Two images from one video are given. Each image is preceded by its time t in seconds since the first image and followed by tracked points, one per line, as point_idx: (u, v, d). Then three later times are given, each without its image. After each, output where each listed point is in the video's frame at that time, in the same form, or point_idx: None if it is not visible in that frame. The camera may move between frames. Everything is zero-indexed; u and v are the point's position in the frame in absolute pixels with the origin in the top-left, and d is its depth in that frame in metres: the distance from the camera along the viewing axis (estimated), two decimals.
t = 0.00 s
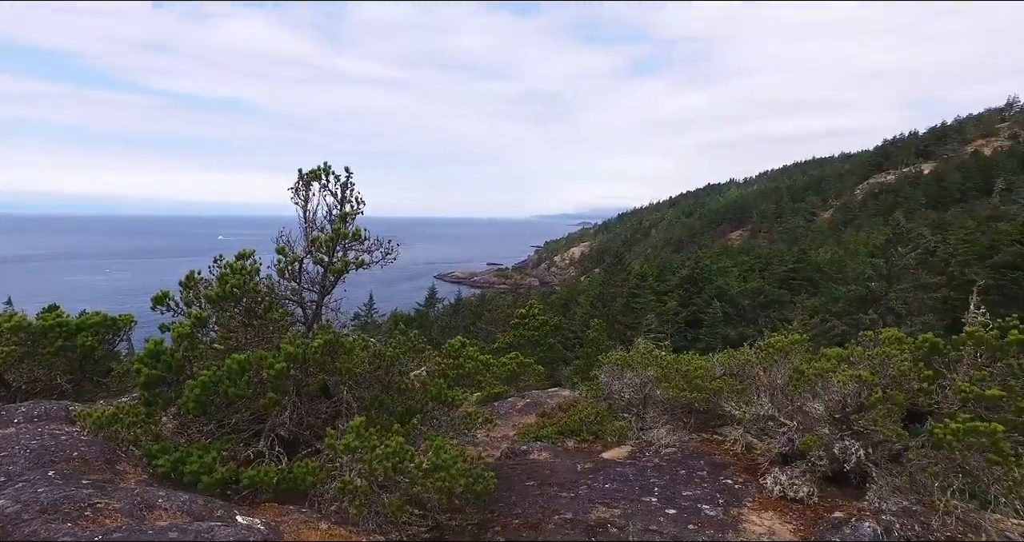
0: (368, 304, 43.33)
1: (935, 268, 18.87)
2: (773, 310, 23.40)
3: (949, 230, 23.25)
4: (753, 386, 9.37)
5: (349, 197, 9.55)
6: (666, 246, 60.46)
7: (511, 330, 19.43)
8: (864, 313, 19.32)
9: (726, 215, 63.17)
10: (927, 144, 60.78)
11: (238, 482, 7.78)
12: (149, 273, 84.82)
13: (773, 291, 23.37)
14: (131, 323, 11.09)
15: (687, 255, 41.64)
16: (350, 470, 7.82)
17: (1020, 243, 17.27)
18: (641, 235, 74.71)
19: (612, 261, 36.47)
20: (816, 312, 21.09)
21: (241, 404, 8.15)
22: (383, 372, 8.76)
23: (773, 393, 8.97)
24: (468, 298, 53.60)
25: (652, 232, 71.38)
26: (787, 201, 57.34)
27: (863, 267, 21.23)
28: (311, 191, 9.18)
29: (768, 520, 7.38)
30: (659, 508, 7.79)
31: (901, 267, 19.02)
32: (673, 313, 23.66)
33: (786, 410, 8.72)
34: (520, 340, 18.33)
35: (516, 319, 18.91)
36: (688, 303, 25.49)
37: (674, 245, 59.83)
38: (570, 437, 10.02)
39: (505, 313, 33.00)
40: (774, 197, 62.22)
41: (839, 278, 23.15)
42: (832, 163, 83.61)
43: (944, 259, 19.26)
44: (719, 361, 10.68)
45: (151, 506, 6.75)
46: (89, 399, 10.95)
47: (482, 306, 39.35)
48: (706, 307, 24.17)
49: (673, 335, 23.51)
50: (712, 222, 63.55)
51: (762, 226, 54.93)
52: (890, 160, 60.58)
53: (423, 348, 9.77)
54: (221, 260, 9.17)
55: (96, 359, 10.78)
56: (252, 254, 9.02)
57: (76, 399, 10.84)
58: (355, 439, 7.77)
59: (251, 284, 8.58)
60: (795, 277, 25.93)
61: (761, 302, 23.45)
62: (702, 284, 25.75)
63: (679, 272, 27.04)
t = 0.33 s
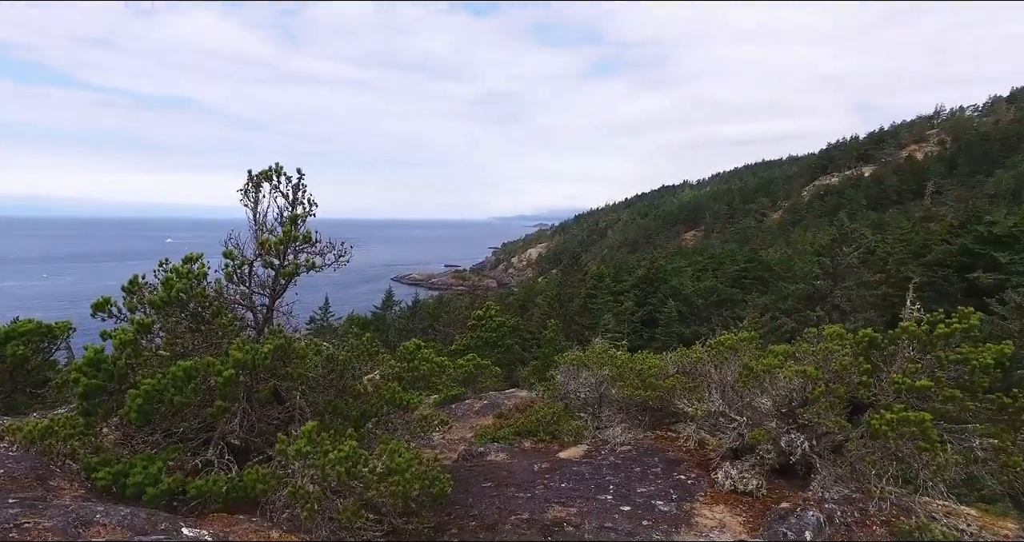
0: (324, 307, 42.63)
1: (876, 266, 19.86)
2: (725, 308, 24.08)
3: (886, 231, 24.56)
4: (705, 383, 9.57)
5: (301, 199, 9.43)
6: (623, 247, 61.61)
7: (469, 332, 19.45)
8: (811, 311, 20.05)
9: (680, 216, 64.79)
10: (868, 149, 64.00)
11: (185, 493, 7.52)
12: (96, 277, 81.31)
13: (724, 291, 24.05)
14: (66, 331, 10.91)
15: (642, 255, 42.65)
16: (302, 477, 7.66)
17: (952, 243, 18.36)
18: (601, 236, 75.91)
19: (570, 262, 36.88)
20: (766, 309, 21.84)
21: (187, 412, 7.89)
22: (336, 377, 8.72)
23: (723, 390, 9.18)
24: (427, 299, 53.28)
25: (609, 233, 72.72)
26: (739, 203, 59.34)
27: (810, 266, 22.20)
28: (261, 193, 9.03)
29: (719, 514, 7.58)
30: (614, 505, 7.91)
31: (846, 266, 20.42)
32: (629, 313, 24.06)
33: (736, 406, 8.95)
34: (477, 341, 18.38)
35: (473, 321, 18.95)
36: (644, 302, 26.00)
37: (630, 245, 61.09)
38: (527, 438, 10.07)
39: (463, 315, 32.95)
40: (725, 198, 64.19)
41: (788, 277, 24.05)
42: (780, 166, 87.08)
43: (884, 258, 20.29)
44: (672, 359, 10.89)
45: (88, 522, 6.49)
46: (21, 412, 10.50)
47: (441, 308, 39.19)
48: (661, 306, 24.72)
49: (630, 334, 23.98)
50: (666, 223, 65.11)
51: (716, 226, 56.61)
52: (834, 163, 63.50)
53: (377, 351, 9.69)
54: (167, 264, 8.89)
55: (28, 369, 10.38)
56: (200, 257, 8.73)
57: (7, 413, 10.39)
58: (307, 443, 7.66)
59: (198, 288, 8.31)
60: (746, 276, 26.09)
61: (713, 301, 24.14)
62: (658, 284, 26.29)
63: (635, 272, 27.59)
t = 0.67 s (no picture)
0: (279, 312, 41.73)
1: (822, 266, 20.70)
2: (681, 308, 24.54)
3: (831, 232, 25.70)
4: (659, 382, 9.71)
5: (252, 202, 9.24)
6: (581, 248, 62.54)
7: (428, 335, 19.35)
8: (763, 310, 20.56)
9: (636, 218, 66.24)
10: (815, 154, 66.97)
11: (128, 507, 7.20)
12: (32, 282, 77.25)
13: (679, 291, 24.60)
14: None
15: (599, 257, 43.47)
16: (254, 486, 7.41)
17: (891, 243, 19.32)
18: (562, 238, 76.90)
19: (529, 263, 37.13)
20: (721, 309, 22.43)
21: (130, 422, 7.58)
22: (288, 383, 8.54)
23: (677, 388, 9.33)
24: (387, 302, 52.73)
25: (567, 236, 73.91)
26: (693, 205, 61.08)
27: (762, 267, 23.01)
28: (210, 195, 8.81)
29: (674, 510, 7.73)
30: (572, 505, 7.96)
31: (795, 267, 20.37)
32: (587, 314, 24.34)
33: (689, 404, 9.10)
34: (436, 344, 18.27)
35: (431, 324, 18.89)
36: (602, 303, 26.42)
37: (587, 247, 62.03)
38: (485, 440, 10.02)
39: (423, 318, 32.71)
40: (677, 201, 66.17)
41: (740, 278, 24.81)
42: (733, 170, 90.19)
43: (830, 257, 21.18)
44: (628, 359, 11.03)
45: None
46: None
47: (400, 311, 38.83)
48: (618, 307, 25.13)
49: (589, 335, 24.25)
50: (623, 224, 66.63)
51: (671, 228, 58.11)
52: (783, 167, 66.16)
53: (330, 357, 9.52)
54: (109, 268, 8.56)
55: None
56: (145, 261, 8.46)
57: None
58: (258, 452, 7.35)
59: (143, 293, 8.02)
60: (700, 276, 26.85)
61: (668, 301, 24.64)
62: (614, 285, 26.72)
63: (593, 274, 28.01)
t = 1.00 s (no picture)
0: (238, 317, 40.86)
1: (779, 266, 21.33)
2: (644, 309, 24.80)
3: (787, 233, 26.58)
4: (621, 382, 9.75)
5: (207, 204, 9.01)
6: (544, 250, 63.16)
7: (391, 338, 19.21)
8: (723, 309, 21.07)
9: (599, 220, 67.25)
10: (771, 157, 69.12)
11: (74, 523, 6.88)
12: None
13: (643, 292, 25.02)
14: None
15: (563, 259, 44.00)
16: (209, 494, 7.07)
17: (843, 244, 20.01)
18: (529, 240, 77.34)
19: (493, 266, 37.15)
20: (684, 308, 22.85)
21: (76, 435, 7.32)
22: (246, 388, 8.30)
23: (638, 388, 9.36)
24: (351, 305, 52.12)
25: (532, 239, 74.51)
26: (654, 208, 62.41)
27: (722, 267, 23.59)
28: (163, 197, 8.57)
29: (636, 509, 7.81)
30: (535, 507, 7.97)
31: (754, 267, 21.26)
32: (552, 316, 24.59)
33: (650, 403, 9.15)
34: (398, 348, 18.14)
35: (394, 327, 18.80)
36: (566, 304, 26.65)
37: (551, 249, 62.70)
38: (449, 443, 9.97)
39: (387, 321, 32.42)
40: (639, 203, 67.45)
41: (702, 279, 25.35)
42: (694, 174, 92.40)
43: (786, 258, 21.87)
44: (590, 360, 11.11)
45: None
46: None
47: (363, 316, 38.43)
48: (582, 308, 25.42)
49: (554, 336, 24.41)
50: (586, 226, 67.56)
51: (633, 230, 59.14)
52: (742, 170, 68.03)
53: (288, 362, 9.32)
54: (53, 274, 8.22)
55: None
56: (93, 266, 8.14)
57: None
58: (213, 460, 6.98)
59: (89, 300, 7.72)
60: (662, 277, 27.37)
61: (632, 302, 24.94)
62: (578, 287, 27.01)
63: (557, 276, 28.28)
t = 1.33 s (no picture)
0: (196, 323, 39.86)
1: (741, 268, 21.82)
2: (609, 311, 25.10)
3: (747, 236, 27.29)
4: (584, 383, 9.67)
5: (161, 207, 8.80)
6: (511, 252, 63.45)
7: (355, 343, 18.99)
8: (687, 310, 21.41)
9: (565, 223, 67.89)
10: (732, 161, 70.85)
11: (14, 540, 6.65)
12: None
13: (608, 294, 25.33)
14: None
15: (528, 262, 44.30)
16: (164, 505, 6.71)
17: (801, 246, 20.60)
18: (495, 243, 77.40)
19: (459, 269, 37.03)
20: (649, 310, 23.14)
21: (19, 448, 7.03)
22: (204, 395, 8.03)
23: (602, 389, 9.25)
24: (316, 309, 51.29)
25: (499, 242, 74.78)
26: (619, 211, 63.46)
27: (686, 269, 24.01)
28: (115, 200, 8.35)
29: (600, 510, 7.83)
30: (500, 510, 7.91)
31: (715, 270, 21.50)
32: (518, 319, 24.71)
33: (613, 405, 9.06)
34: (361, 353, 17.96)
35: (359, 331, 18.57)
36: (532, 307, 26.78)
37: (517, 251, 63.04)
38: (414, 448, 9.85)
39: (351, 326, 32.04)
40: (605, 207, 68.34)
41: (666, 281, 25.77)
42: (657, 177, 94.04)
43: (747, 261, 22.40)
44: (555, 363, 11.10)
45: None
46: None
47: (327, 321, 37.88)
48: (547, 310, 25.57)
49: (521, 339, 24.48)
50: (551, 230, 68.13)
51: (599, 232, 59.90)
52: (705, 173, 69.47)
53: (247, 368, 9.10)
54: None
55: None
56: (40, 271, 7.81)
57: None
58: (168, 469, 6.59)
59: (35, 306, 7.40)
60: (627, 279, 27.74)
61: (597, 304, 25.21)
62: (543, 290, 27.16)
63: (523, 279, 28.41)
